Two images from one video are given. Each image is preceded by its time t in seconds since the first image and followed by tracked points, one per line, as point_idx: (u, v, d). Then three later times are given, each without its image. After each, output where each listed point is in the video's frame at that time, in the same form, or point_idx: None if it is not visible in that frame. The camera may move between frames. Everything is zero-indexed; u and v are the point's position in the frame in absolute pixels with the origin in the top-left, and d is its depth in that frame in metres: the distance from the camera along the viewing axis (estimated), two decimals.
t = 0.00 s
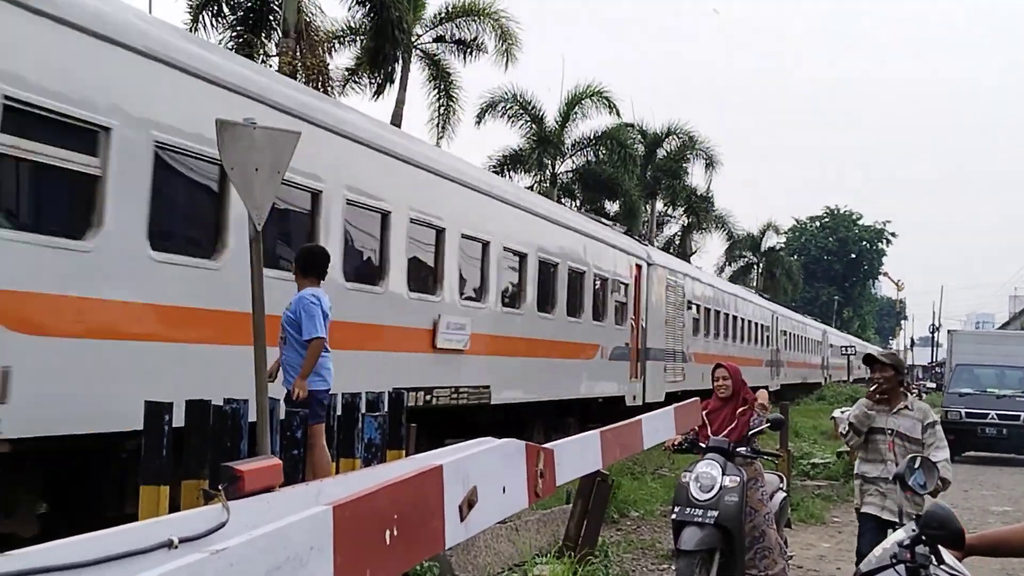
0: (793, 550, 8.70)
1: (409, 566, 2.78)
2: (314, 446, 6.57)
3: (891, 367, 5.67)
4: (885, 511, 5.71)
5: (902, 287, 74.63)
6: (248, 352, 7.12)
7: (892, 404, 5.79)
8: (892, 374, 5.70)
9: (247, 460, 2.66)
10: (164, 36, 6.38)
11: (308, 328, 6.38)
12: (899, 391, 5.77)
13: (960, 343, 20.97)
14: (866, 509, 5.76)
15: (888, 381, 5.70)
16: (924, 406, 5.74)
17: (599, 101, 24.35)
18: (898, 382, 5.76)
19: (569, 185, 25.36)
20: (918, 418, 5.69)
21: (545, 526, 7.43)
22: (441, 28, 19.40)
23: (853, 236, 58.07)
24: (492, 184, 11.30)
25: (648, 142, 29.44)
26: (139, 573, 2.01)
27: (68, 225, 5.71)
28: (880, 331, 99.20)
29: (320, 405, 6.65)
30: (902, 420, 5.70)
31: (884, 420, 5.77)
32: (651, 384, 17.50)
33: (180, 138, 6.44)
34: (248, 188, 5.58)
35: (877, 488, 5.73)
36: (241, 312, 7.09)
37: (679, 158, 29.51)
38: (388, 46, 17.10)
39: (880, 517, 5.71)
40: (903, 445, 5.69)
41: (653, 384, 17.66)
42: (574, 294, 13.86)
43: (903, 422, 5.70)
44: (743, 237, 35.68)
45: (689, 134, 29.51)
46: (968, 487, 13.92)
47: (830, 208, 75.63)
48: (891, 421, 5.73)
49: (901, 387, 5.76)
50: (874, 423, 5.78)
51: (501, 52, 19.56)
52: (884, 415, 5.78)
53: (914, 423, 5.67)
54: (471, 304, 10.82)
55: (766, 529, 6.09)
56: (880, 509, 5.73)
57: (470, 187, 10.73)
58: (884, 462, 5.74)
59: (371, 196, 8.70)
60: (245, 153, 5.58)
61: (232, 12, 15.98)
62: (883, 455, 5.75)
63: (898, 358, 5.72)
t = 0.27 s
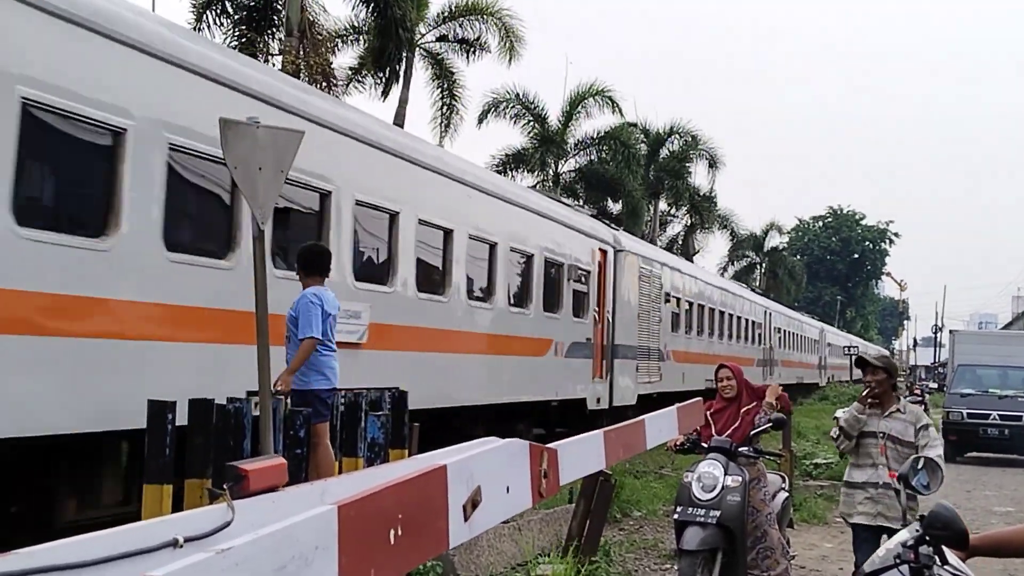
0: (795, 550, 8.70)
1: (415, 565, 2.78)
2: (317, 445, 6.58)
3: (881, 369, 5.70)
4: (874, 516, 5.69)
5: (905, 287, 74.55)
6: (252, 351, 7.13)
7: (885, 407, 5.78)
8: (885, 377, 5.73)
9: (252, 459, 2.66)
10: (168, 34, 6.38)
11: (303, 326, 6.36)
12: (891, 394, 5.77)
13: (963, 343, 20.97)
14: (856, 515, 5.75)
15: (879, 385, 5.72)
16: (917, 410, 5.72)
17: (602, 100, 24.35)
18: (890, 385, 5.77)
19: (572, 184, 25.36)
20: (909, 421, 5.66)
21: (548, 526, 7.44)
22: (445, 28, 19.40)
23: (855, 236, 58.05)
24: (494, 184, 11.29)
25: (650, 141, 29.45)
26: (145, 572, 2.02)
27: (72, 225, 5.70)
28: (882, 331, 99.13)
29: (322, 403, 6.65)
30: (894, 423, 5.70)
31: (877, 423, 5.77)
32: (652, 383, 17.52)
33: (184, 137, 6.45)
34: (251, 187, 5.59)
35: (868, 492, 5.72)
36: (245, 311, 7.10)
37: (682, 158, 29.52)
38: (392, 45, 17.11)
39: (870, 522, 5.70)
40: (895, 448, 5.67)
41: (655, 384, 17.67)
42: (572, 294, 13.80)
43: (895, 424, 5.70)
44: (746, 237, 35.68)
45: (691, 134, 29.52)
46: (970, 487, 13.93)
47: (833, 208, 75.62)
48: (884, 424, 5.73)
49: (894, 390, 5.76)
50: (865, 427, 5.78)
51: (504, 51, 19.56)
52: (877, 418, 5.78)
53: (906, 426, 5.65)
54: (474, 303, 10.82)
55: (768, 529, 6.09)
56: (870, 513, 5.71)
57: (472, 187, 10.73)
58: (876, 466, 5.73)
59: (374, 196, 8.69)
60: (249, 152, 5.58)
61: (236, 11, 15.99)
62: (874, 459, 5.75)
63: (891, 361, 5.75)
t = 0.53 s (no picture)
0: (799, 550, 8.71)
1: (421, 564, 2.79)
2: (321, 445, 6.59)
3: (869, 368, 5.67)
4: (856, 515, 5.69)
5: (908, 289, 74.54)
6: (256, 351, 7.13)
7: (873, 405, 5.79)
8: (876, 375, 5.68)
9: (259, 457, 2.67)
10: (174, 34, 6.39)
11: (307, 325, 6.36)
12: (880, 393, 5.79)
13: (966, 344, 20.95)
14: (840, 514, 5.75)
15: (867, 382, 5.69)
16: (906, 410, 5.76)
17: (606, 101, 24.36)
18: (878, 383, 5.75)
19: (576, 185, 25.37)
20: (899, 420, 5.70)
21: (552, 526, 7.44)
22: (449, 28, 19.41)
23: (859, 237, 58.04)
24: (497, 184, 11.29)
25: (654, 143, 29.46)
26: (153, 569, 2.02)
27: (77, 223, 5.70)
28: (886, 333, 99.18)
29: (327, 399, 6.67)
30: (882, 421, 5.72)
31: (865, 420, 5.77)
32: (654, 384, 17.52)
33: (188, 137, 6.46)
34: (256, 187, 5.59)
35: (854, 490, 5.72)
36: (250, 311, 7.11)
37: (685, 159, 29.52)
38: (397, 45, 17.12)
39: (852, 521, 5.70)
40: (882, 446, 5.69)
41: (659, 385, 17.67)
42: (581, 296, 13.88)
43: (885, 422, 5.71)
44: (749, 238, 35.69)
45: (695, 135, 29.52)
46: (974, 489, 13.91)
47: (837, 209, 75.58)
48: (873, 422, 5.73)
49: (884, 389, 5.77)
50: (852, 425, 5.80)
51: (509, 52, 19.57)
52: (865, 416, 5.78)
53: (896, 425, 5.69)
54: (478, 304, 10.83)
55: (771, 529, 6.09)
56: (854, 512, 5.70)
57: (475, 186, 10.71)
58: (862, 463, 5.73)
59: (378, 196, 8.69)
60: (254, 151, 5.59)
61: (241, 12, 16.00)
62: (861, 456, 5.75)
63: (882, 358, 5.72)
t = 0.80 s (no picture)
0: (803, 553, 8.70)
1: (427, 565, 2.78)
2: (326, 446, 6.58)
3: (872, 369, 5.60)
4: (849, 517, 5.69)
5: (912, 292, 74.49)
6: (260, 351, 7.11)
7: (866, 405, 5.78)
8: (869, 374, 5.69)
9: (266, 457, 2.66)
10: (179, 34, 6.39)
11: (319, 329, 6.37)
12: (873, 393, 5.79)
13: (971, 347, 20.92)
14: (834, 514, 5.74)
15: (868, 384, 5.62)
16: (896, 410, 5.79)
17: (610, 102, 24.35)
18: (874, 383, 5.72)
19: (580, 187, 25.36)
20: (891, 420, 5.73)
21: (556, 528, 7.43)
22: (453, 30, 19.42)
23: (863, 240, 58.00)
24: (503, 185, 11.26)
25: (658, 144, 29.46)
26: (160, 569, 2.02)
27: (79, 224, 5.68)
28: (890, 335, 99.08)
29: (333, 401, 6.66)
30: (875, 422, 5.72)
31: (857, 420, 5.78)
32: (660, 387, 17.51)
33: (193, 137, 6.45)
34: (261, 187, 5.59)
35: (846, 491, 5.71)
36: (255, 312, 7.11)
37: (690, 162, 29.51)
38: (403, 48, 17.13)
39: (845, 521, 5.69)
40: (874, 446, 5.69)
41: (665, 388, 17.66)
42: (590, 299, 13.88)
43: (877, 422, 5.72)
44: (754, 241, 35.67)
45: (700, 137, 29.51)
46: (978, 492, 13.88)
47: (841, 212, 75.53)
48: (865, 422, 5.74)
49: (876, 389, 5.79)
50: (847, 425, 5.79)
51: (513, 54, 19.57)
52: (857, 415, 5.79)
53: (889, 426, 5.71)
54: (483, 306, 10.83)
55: (776, 532, 6.07)
56: (847, 513, 5.70)
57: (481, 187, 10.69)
58: (853, 464, 5.73)
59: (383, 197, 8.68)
60: (260, 152, 5.59)
61: (246, 14, 16.02)
62: (852, 456, 5.75)
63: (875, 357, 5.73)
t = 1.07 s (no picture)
0: (808, 557, 8.69)
1: (434, 567, 2.78)
2: (331, 448, 6.58)
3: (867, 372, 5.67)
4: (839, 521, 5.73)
5: (917, 295, 74.45)
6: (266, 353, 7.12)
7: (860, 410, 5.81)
8: (864, 380, 5.72)
9: (274, 459, 2.65)
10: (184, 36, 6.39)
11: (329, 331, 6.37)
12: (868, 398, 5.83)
13: (975, 350, 20.88)
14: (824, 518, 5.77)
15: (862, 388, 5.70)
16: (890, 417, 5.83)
17: (615, 105, 24.34)
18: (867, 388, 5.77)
19: (584, 190, 25.36)
20: (885, 427, 5.77)
21: (561, 531, 7.43)
22: (458, 32, 19.42)
23: (868, 243, 57.95)
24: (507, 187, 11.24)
25: (663, 147, 29.46)
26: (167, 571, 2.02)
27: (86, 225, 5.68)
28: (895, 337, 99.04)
29: (338, 403, 6.66)
30: (869, 427, 5.75)
31: (850, 424, 5.82)
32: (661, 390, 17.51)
33: (196, 139, 6.46)
34: (267, 189, 5.59)
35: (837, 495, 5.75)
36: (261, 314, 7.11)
37: (695, 165, 29.50)
38: (408, 50, 17.14)
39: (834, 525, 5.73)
40: (866, 453, 5.73)
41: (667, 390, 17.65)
42: (591, 302, 13.90)
43: (871, 429, 5.76)
44: (759, 243, 35.64)
45: (704, 140, 29.50)
46: (983, 496, 13.86)
47: (846, 216, 75.51)
48: (858, 427, 5.77)
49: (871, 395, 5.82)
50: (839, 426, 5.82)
51: (518, 57, 19.58)
52: (850, 420, 5.83)
53: (883, 432, 5.74)
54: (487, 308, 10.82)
55: (781, 536, 6.06)
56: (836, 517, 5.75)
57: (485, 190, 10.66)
58: (844, 469, 5.77)
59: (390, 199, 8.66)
60: (265, 154, 5.58)
61: (251, 16, 16.03)
62: (843, 461, 5.79)
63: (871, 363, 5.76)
